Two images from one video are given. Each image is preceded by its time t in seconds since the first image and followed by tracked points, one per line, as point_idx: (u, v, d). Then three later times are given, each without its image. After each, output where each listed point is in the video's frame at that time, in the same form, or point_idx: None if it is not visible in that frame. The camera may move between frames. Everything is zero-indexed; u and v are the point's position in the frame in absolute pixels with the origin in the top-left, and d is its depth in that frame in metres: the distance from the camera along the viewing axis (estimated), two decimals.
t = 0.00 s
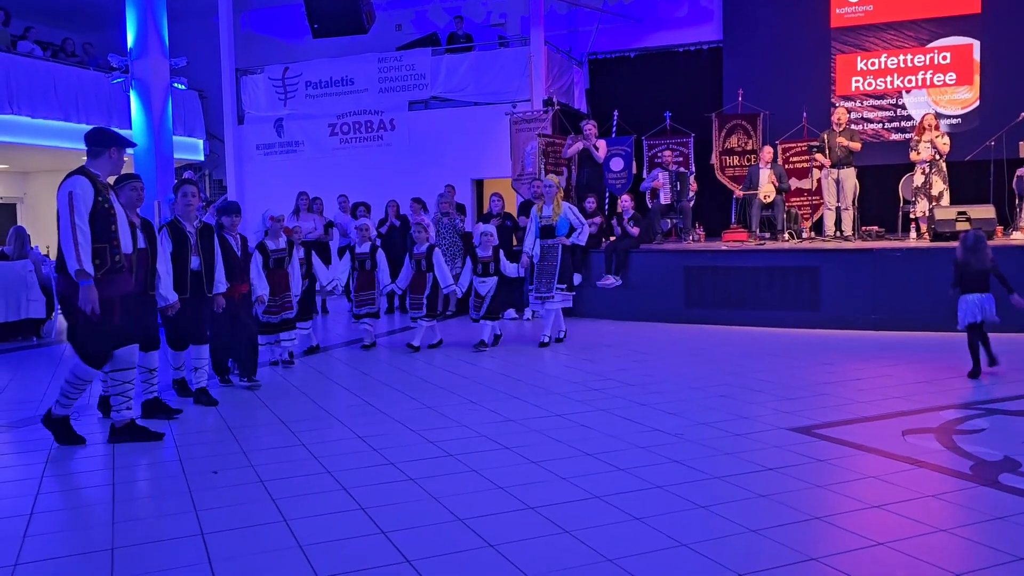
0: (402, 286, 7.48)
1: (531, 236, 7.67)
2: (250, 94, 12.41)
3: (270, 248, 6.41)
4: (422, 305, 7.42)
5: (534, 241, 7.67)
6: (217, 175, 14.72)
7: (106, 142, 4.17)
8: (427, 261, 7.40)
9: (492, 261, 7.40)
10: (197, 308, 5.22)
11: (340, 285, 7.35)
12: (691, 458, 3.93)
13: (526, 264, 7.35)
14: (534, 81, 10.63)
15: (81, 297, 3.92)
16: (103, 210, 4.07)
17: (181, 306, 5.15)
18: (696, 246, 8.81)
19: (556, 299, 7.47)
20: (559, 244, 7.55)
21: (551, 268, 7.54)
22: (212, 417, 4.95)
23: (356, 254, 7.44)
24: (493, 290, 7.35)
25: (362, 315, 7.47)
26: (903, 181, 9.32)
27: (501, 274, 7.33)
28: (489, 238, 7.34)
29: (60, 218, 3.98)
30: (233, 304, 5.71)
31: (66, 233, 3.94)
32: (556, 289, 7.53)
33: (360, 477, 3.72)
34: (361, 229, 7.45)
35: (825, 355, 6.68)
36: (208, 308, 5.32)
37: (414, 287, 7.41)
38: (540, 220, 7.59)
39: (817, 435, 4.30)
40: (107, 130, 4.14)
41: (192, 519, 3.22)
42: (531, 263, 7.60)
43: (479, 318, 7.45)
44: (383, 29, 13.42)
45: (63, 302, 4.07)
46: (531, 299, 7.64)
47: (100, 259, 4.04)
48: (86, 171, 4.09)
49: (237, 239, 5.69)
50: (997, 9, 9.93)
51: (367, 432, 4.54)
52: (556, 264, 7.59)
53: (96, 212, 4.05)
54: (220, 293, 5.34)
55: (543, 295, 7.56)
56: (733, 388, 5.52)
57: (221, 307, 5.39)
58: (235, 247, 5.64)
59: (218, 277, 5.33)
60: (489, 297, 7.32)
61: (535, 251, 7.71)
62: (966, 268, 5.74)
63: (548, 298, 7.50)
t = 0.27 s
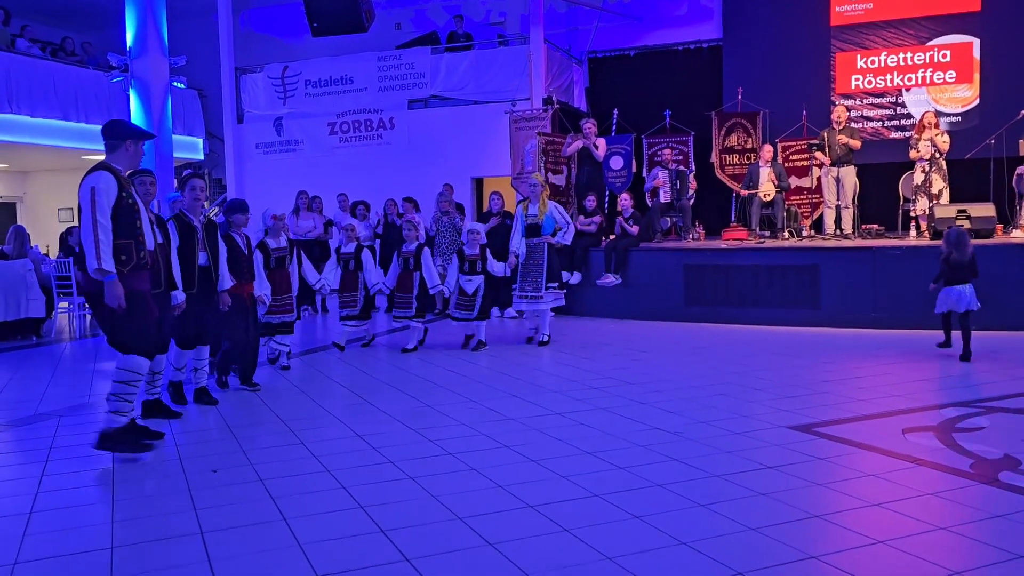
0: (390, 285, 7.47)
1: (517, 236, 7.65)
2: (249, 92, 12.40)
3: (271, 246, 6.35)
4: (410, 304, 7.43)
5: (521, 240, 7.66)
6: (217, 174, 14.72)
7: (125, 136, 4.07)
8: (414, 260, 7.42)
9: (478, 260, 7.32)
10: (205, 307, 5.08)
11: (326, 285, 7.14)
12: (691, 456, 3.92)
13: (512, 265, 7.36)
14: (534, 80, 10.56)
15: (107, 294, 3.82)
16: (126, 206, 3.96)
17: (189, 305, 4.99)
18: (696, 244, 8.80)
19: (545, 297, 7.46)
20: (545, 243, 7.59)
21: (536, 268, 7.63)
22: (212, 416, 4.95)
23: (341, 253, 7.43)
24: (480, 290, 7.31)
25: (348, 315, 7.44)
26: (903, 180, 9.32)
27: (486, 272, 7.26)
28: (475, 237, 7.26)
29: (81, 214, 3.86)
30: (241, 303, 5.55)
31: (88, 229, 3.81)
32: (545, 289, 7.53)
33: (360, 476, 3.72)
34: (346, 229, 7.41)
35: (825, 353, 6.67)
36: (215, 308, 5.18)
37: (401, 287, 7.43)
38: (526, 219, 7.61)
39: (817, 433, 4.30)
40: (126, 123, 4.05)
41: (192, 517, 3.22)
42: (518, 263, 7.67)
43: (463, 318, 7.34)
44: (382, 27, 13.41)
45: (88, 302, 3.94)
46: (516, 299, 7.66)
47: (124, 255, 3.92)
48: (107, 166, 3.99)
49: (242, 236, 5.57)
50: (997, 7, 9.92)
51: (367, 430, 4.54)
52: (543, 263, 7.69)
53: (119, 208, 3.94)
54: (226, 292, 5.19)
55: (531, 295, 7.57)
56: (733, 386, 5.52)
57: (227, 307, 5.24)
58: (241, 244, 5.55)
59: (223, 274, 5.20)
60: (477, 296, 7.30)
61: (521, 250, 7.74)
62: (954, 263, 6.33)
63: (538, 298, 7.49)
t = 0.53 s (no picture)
0: (376, 284, 7.32)
1: (500, 235, 7.51)
2: (249, 92, 12.39)
3: (270, 245, 6.11)
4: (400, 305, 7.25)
5: (503, 239, 7.51)
6: (216, 173, 14.71)
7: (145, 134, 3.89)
8: (405, 260, 7.22)
9: (463, 262, 7.31)
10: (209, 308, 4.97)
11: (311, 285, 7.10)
12: (691, 455, 3.92)
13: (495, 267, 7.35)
14: (534, 79, 10.56)
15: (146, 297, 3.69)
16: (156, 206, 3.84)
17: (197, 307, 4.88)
18: (696, 243, 8.80)
19: (536, 296, 7.46)
20: (529, 244, 7.52)
21: (521, 269, 7.54)
22: (211, 416, 4.95)
23: (324, 253, 7.28)
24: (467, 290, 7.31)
25: (333, 316, 7.25)
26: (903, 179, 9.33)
27: (472, 274, 7.30)
28: (458, 238, 7.25)
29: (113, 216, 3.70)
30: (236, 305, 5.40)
31: (124, 231, 3.68)
32: (531, 290, 7.56)
33: (360, 475, 3.72)
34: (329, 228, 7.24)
35: (825, 352, 6.67)
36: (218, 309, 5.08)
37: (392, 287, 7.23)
38: (510, 219, 7.55)
39: (817, 432, 4.30)
40: (149, 120, 3.87)
41: (192, 517, 3.22)
42: (502, 264, 7.49)
43: (455, 321, 7.36)
44: (382, 26, 13.41)
45: (116, 307, 3.79)
46: (504, 300, 7.59)
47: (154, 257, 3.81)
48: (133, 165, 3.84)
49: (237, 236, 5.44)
50: (996, 5, 9.91)
51: (368, 430, 4.54)
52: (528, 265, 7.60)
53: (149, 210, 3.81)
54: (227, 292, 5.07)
55: (519, 296, 7.56)
56: (733, 385, 5.52)
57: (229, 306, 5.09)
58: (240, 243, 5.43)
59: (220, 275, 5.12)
60: (465, 299, 7.35)
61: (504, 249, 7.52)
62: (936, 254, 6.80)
63: (527, 299, 7.51)
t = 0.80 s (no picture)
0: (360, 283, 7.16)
1: (482, 232, 7.48)
2: (249, 91, 12.38)
3: (264, 243, 6.03)
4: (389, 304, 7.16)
5: (485, 236, 7.47)
6: (216, 173, 14.70)
7: (158, 122, 3.89)
8: (392, 259, 7.16)
9: (448, 259, 7.28)
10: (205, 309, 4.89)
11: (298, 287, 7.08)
12: (690, 455, 3.92)
13: (479, 265, 7.36)
14: (534, 79, 10.59)
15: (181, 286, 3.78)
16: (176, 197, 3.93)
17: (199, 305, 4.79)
18: (696, 243, 8.80)
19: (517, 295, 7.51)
20: (511, 241, 7.52)
21: (503, 267, 7.55)
22: (212, 415, 4.95)
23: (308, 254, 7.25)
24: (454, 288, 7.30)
25: (320, 318, 7.26)
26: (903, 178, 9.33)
27: (458, 274, 7.25)
28: (443, 236, 7.20)
29: (147, 205, 3.73)
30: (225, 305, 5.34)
31: (160, 220, 3.73)
32: (513, 288, 7.59)
33: (360, 475, 3.72)
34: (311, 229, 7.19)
35: (825, 352, 6.67)
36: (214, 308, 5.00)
37: (381, 287, 7.14)
38: (494, 216, 7.47)
39: (818, 432, 4.29)
40: (162, 108, 3.88)
41: (192, 517, 3.22)
42: (485, 262, 7.51)
43: (443, 319, 7.33)
44: (381, 26, 13.42)
45: (137, 300, 3.78)
46: (485, 297, 7.59)
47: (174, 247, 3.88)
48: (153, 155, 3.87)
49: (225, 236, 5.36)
50: (996, 4, 9.91)
51: (368, 430, 4.53)
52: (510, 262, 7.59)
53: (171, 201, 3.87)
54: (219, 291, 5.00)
55: (501, 294, 7.56)
56: (733, 385, 5.52)
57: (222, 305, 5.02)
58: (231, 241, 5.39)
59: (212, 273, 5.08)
60: (453, 296, 7.33)
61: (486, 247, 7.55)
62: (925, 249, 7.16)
63: (509, 298, 7.54)
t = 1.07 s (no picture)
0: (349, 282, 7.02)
1: (474, 232, 7.51)
2: (249, 90, 12.37)
3: (256, 248, 6.00)
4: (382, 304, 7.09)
5: (478, 236, 7.50)
6: (216, 171, 14.70)
7: (160, 124, 3.86)
8: (384, 257, 7.13)
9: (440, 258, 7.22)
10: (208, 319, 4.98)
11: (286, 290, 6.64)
12: (690, 454, 3.92)
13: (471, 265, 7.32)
14: (535, 78, 10.57)
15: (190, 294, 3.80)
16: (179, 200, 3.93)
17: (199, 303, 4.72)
18: (696, 242, 8.79)
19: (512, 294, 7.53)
20: (503, 241, 7.57)
21: (498, 266, 7.58)
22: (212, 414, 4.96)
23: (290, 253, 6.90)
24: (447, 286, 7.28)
25: (306, 318, 7.02)
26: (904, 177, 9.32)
27: (452, 272, 7.13)
28: (435, 235, 7.12)
29: (159, 209, 3.73)
30: (216, 306, 5.18)
31: (172, 227, 3.74)
32: (506, 287, 7.61)
33: (360, 473, 3.72)
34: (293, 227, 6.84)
35: (826, 351, 6.67)
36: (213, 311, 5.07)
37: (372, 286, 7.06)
38: (486, 215, 7.52)
39: (818, 430, 4.30)
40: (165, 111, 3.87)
41: (193, 515, 3.23)
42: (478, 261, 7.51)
43: (437, 317, 7.29)
44: (381, 25, 13.41)
45: (149, 307, 3.77)
46: (480, 296, 7.59)
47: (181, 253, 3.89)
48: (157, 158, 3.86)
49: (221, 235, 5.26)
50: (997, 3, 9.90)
51: (369, 428, 4.54)
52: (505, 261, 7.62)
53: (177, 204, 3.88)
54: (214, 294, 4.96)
55: (495, 293, 7.54)
56: (733, 384, 5.52)
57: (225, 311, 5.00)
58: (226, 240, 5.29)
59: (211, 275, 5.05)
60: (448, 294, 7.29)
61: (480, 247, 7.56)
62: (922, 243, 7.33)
63: (503, 297, 7.54)
